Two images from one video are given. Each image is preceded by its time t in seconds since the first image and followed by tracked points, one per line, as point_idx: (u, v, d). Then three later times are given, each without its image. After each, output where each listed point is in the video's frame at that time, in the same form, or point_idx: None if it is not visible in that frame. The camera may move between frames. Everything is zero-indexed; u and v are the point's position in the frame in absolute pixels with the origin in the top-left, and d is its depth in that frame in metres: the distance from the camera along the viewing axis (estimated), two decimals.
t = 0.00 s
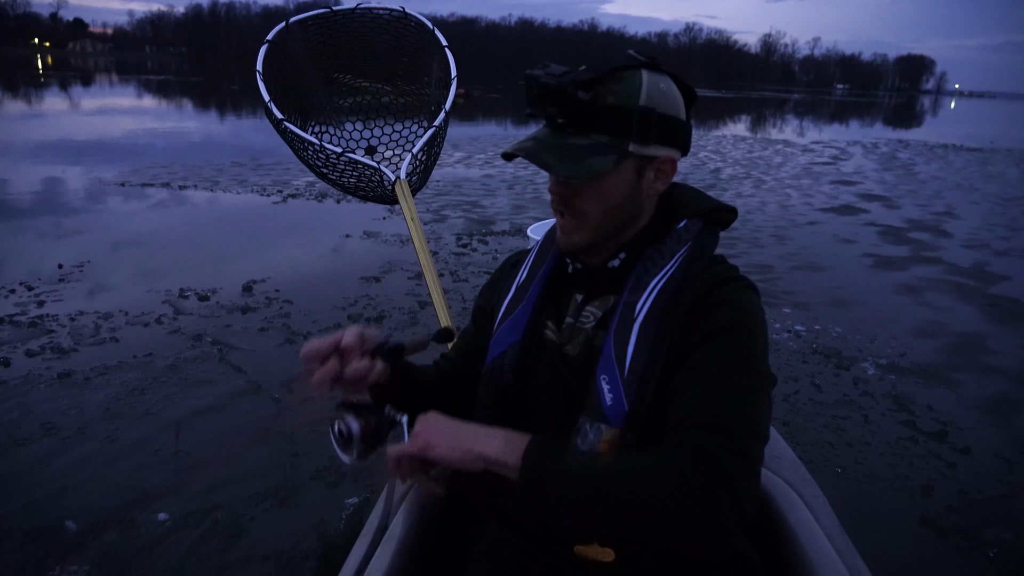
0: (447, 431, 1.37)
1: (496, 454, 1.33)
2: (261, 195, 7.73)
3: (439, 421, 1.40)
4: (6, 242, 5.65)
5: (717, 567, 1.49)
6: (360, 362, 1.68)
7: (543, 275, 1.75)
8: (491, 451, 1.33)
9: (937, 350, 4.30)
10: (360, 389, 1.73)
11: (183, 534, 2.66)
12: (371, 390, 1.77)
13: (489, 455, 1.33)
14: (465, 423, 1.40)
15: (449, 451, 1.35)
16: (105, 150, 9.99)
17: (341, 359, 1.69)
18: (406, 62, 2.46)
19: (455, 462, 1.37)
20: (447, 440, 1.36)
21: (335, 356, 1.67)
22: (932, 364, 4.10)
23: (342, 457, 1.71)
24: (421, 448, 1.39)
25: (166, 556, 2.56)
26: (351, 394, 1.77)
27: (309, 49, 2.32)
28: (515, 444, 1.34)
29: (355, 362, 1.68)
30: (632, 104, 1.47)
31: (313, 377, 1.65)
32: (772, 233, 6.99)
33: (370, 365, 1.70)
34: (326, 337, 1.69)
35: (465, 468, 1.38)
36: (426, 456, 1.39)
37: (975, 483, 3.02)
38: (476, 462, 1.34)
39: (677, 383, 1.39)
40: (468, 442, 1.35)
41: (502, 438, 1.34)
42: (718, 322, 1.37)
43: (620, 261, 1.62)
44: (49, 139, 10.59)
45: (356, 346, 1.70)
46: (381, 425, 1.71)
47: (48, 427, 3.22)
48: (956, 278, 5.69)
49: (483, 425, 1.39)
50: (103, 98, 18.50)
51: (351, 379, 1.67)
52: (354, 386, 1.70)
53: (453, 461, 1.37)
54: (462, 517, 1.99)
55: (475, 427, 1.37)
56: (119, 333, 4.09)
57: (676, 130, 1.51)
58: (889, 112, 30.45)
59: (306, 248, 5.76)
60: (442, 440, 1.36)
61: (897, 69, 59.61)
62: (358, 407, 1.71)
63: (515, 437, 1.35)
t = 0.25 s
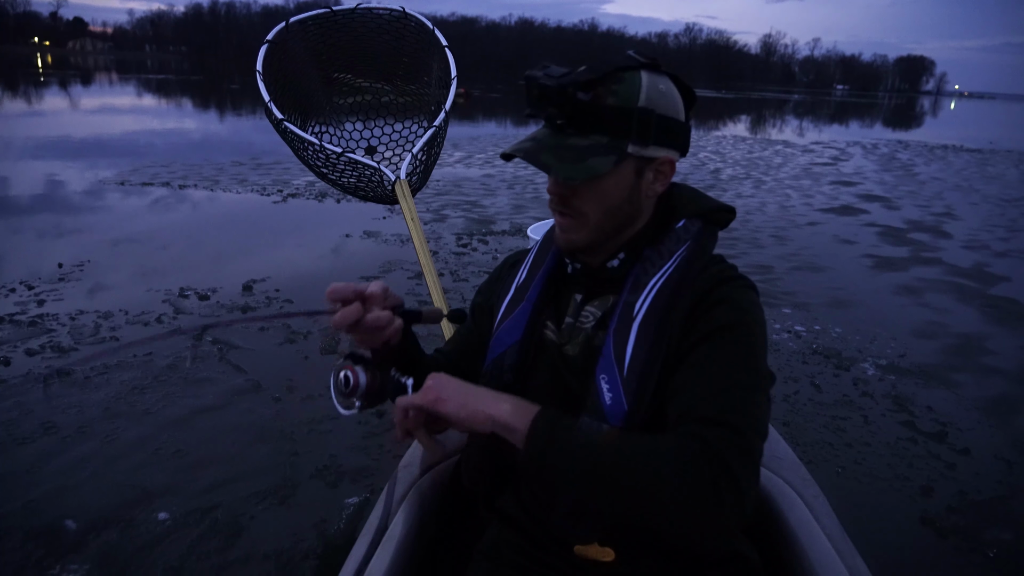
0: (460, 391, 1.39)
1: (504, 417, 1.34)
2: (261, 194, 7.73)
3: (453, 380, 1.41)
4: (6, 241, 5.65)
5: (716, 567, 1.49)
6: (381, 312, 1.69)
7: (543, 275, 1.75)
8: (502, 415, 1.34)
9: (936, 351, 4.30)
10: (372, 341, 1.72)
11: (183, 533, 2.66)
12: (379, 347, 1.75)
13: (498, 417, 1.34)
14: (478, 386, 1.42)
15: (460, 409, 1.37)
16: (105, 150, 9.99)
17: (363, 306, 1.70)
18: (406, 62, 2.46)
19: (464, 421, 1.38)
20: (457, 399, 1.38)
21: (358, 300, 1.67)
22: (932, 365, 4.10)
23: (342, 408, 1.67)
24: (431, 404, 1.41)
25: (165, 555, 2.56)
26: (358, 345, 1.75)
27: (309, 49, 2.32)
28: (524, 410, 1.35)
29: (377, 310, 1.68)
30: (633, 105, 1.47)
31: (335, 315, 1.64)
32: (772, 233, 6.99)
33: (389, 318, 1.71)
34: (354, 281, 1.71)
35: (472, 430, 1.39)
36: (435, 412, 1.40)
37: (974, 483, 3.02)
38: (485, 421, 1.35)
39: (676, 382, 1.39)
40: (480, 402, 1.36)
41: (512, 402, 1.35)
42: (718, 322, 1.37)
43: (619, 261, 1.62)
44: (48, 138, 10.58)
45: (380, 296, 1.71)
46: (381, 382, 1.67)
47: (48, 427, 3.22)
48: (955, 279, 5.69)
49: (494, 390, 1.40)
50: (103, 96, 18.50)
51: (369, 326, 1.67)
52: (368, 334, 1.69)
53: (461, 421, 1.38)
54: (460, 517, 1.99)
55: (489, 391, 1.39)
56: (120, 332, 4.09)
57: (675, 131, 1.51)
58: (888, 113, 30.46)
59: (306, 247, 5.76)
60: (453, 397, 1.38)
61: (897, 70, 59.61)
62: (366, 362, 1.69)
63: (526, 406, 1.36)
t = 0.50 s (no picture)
0: (467, 384, 1.39)
1: (508, 412, 1.33)
2: (262, 195, 7.74)
3: (461, 375, 1.42)
4: (8, 244, 5.66)
5: (716, 566, 1.49)
6: (392, 304, 1.72)
7: (542, 275, 1.75)
8: (506, 409, 1.34)
9: (937, 350, 4.30)
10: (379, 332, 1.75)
11: (184, 535, 2.66)
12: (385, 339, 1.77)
13: (502, 411, 1.33)
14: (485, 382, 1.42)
15: (464, 402, 1.37)
16: (106, 152, 10.00)
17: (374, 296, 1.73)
18: (406, 61, 2.46)
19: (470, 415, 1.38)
20: (464, 392, 1.39)
21: (371, 290, 1.71)
22: (932, 364, 4.10)
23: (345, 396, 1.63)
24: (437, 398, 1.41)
25: (167, 557, 2.57)
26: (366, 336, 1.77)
27: (309, 48, 2.32)
28: (528, 405, 1.34)
29: (389, 300, 1.72)
30: (630, 107, 1.46)
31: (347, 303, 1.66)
32: (773, 233, 6.99)
33: (399, 311, 1.75)
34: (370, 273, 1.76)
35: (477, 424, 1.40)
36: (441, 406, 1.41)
37: (975, 482, 3.02)
38: (489, 415, 1.35)
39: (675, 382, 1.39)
40: (485, 395, 1.37)
41: (516, 398, 1.35)
42: (717, 321, 1.37)
43: (618, 261, 1.62)
44: (49, 140, 10.59)
45: (391, 287, 1.75)
46: (382, 370, 1.65)
47: (49, 429, 3.23)
48: (956, 278, 5.68)
49: (500, 386, 1.40)
50: (103, 99, 18.52)
51: (380, 316, 1.70)
52: (378, 325, 1.72)
53: (467, 415, 1.38)
54: (460, 518, 1.99)
55: (496, 386, 1.39)
56: (121, 334, 4.10)
57: (672, 132, 1.51)
58: (888, 112, 30.43)
59: (307, 249, 5.76)
60: (459, 391, 1.38)
61: (897, 69, 59.59)
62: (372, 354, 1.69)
63: (532, 402, 1.35)
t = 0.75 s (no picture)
0: (475, 391, 1.40)
1: (514, 419, 1.34)
2: (262, 198, 7.75)
3: (471, 380, 1.43)
4: (9, 248, 5.68)
5: (715, 565, 1.49)
6: (382, 312, 1.71)
7: (541, 276, 1.75)
8: (512, 416, 1.34)
9: (938, 348, 4.29)
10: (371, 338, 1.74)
11: (186, 538, 2.66)
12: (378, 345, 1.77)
13: (508, 418, 1.34)
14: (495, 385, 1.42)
15: (472, 409, 1.39)
16: (107, 155, 10.03)
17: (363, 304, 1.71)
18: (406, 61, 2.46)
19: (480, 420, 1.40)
20: (471, 399, 1.40)
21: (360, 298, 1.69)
22: (934, 362, 4.09)
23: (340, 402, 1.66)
24: (448, 405, 1.43)
25: (168, 560, 2.57)
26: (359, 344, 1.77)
27: (309, 48, 2.32)
28: (534, 411, 1.34)
29: (379, 308, 1.70)
30: (627, 110, 1.46)
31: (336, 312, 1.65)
32: (773, 231, 6.99)
33: (389, 317, 1.74)
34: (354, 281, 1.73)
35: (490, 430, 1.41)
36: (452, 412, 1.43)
37: (976, 480, 3.02)
38: (497, 422, 1.36)
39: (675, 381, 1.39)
40: (492, 402, 1.37)
41: (522, 404, 1.35)
42: (717, 320, 1.37)
43: (617, 261, 1.62)
44: (50, 143, 10.62)
45: (381, 294, 1.73)
46: (385, 380, 1.70)
47: (50, 432, 3.23)
48: (958, 275, 5.68)
49: (509, 390, 1.40)
50: (104, 102, 18.56)
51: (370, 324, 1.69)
52: (369, 331, 1.71)
53: (476, 421, 1.40)
54: (460, 518, 1.99)
55: (504, 390, 1.39)
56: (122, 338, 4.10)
57: (669, 132, 1.51)
58: (889, 110, 30.39)
59: (308, 251, 5.77)
60: (466, 399, 1.40)
61: (897, 67, 59.54)
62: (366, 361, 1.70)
63: (539, 406, 1.35)
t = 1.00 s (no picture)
0: (493, 371, 1.42)
1: (529, 404, 1.36)
2: (262, 199, 7.75)
3: (489, 359, 1.44)
4: (9, 249, 5.68)
5: (716, 565, 1.49)
6: (377, 362, 1.70)
7: (540, 276, 1.75)
8: (527, 401, 1.36)
9: (939, 347, 4.29)
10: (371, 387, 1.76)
11: (187, 539, 2.66)
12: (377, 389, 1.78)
13: (522, 404, 1.36)
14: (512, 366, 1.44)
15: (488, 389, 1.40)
16: (108, 156, 10.04)
17: (358, 355, 1.72)
18: (406, 61, 2.46)
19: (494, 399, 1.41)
20: (488, 377, 1.42)
21: (354, 352, 1.70)
22: (934, 360, 4.09)
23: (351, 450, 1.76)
24: (465, 383, 1.45)
25: (169, 560, 2.57)
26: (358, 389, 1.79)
27: (309, 48, 2.32)
28: (549, 398, 1.36)
29: (372, 360, 1.69)
30: (625, 114, 1.46)
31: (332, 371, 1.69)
32: (773, 231, 6.99)
33: (385, 365, 1.72)
34: (345, 332, 1.72)
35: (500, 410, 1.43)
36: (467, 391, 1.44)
37: (977, 479, 3.01)
38: (512, 405, 1.38)
39: (676, 384, 1.39)
40: (508, 385, 1.39)
41: (538, 390, 1.36)
42: (718, 322, 1.37)
43: (616, 262, 1.62)
44: (50, 145, 10.63)
45: (373, 343, 1.72)
46: (388, 421, 1.75)
47: (51, 433, 3.24)
48: (958, 274, 5.67)
49: (526, 374, 1.42)
50: (104, 103, 18.58)
51: (366, 377, 1.70)
52: (367, 382, 1.73)
53: (490, 401, 1.42)
54: (460, 518, 1.99)
55: (521, 373, 1.41)
56: (122, 339, 4.11)
57: (668, 135, 1.51)
58: (889, 109, 30.35)
59: (308, 251, 5.77)
60: (483, 377, 1.42)
61: (897, 66, 59.53)
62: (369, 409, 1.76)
63: (554, 392, 1.37)
